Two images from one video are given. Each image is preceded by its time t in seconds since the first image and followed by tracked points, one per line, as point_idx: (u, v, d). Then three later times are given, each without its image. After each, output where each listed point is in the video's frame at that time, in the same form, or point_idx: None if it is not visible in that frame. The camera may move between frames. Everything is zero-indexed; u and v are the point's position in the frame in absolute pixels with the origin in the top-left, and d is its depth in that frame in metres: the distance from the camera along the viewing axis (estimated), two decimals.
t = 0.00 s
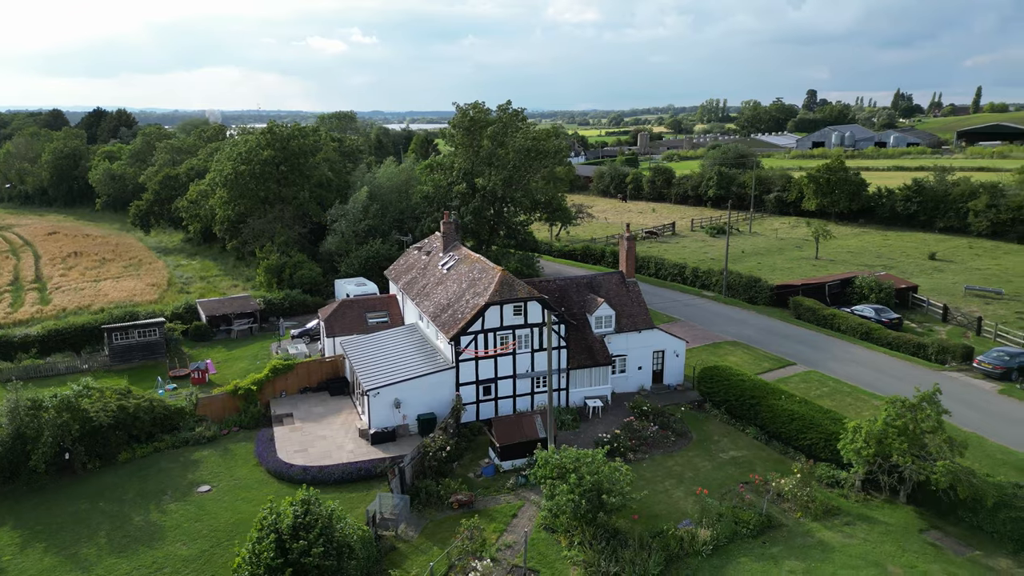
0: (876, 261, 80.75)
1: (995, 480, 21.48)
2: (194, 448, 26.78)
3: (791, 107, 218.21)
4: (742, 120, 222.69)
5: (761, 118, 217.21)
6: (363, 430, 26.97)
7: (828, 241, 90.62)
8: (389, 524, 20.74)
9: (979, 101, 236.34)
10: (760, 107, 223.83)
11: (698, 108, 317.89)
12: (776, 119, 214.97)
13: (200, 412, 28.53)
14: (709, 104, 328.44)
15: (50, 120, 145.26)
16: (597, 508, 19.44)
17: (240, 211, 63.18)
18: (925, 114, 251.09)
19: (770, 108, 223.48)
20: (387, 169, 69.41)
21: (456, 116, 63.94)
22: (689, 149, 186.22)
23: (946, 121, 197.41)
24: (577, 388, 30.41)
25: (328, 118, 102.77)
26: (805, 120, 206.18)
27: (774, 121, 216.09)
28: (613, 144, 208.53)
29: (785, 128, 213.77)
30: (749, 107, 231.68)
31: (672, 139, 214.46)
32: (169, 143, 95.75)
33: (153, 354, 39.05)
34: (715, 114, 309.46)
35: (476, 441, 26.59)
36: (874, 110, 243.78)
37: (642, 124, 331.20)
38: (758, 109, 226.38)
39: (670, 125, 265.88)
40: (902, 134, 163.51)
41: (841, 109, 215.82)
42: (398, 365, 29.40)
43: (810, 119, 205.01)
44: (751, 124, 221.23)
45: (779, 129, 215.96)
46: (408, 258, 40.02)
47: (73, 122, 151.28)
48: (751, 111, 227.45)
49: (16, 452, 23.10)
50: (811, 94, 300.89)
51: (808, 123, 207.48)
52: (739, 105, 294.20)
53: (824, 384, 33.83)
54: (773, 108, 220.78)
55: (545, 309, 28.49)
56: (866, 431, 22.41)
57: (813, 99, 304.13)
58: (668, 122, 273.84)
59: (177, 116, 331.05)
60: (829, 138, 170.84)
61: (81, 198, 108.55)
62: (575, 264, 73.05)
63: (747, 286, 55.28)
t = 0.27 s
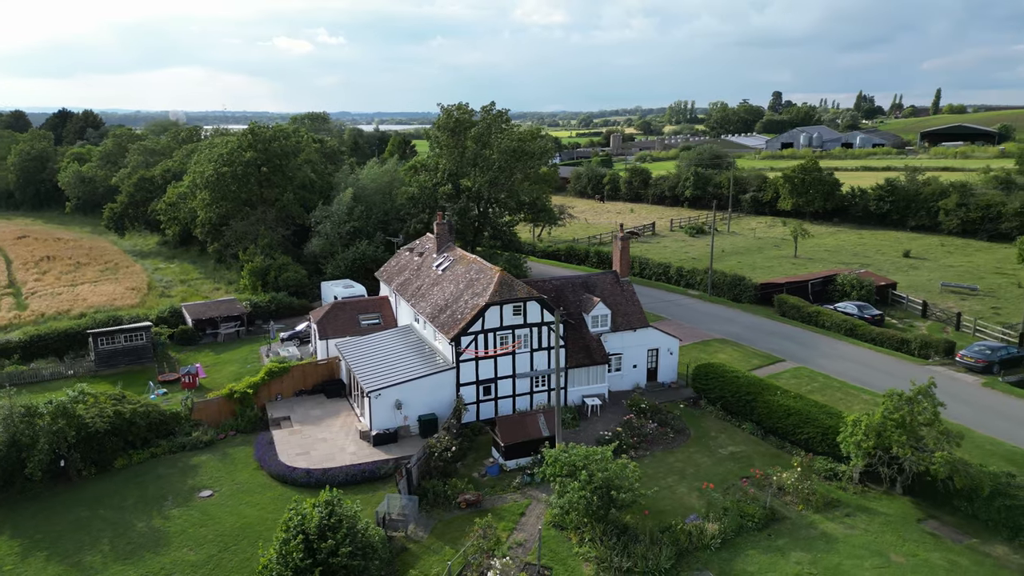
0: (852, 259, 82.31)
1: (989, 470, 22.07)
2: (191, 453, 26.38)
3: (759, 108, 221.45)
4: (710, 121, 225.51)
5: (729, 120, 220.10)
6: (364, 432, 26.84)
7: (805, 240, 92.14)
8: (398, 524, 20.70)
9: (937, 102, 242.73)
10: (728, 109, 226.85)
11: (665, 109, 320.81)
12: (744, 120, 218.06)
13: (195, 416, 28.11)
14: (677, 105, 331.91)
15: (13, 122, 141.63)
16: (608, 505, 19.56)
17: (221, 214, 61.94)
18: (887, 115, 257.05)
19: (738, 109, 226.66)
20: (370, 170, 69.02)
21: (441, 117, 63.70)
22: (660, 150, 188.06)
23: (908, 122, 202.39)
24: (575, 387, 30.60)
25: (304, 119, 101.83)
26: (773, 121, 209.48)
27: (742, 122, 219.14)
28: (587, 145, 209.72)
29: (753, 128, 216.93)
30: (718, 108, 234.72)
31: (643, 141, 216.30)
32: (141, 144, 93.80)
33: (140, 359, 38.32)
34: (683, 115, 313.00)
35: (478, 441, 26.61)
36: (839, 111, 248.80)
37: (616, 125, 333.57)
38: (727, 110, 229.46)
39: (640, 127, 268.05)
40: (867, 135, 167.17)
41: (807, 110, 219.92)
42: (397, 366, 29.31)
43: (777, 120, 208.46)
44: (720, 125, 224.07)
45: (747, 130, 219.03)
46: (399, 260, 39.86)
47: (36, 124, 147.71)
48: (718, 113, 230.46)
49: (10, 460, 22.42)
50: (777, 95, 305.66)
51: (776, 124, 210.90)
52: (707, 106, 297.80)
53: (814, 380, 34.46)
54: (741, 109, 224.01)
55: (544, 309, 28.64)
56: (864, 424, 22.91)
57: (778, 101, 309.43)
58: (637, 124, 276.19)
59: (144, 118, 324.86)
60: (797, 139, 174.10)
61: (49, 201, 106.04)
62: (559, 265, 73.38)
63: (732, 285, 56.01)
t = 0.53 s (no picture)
0: (828, 257, 83.81)
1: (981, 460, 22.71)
2: (188, 458, 26.02)
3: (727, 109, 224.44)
4: (680, 123, 227.91)
5: (698, 121, 222.54)
6: (365, 433, 26.74)
7: (783, 239, 93.55)
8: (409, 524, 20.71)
9: (898, 103, 248.56)
10: (698, 110, 229.49)
11: (634, 110, 323.17)
12: (713, 121, 220.72)
13: (191, 420, 27.76)
14: (646, 106, 334.82)
15: None
16: (618, 500, 19.82)
17: (202, 216, 60.70)
18: (852, 117, 262.47)
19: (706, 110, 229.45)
20: (353, 172, 68.59)
21: (426, 117, 62.82)
22: (633, 151, 189.61)
23: (872, 123, 206.96)
24: (573, 385, 30.75)
25: (280, 120, 100.70)
26: (741, 122, 212.42)
27: (711, 123, 221.62)
28: (563, 146, 210.51)
29: (722, 129, 219.75)
30: (687, 109, 237.29)
31: (615, 142, 217.77)
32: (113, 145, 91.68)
33: (127, 364, 37.63)
34: (652, 117, 315.99)
35: (480, 440, 26.68)
36: (806, 112, 253.27)
37: (590, 126, 335.45)
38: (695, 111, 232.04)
39: (609, 128, 269.87)
40: (834, 136, 170.48)
41: (775, 112, 223.46)
42: (395, 367, 29.24)
43: (745, 121, 211.49)
44: (689, 126, 226.57)
45: (716, 130, 221.64)
46: (391, 260, 39.69)
47: None
48: (687, 114, 232.90)
49: (5, 467, 21.99)
50: (744, 96, 309.89)
51: (744, 125, 213.93)
52: (676, 107, 300.86)
53: (803, 375, 35.15)
54: (710, 110, 226.84)
55: (543, 308, 28.78)
56: (862, 417, 23.44)
57: (745, 102, 314.05)
58: (608, 125, 278.16)
59: (110, 118, 317.94)
60: (766, 141, 177.31)
61: (17, 204, 103.48)
62: (544, 265, 73.69)
63: (716, 284, 56.73)
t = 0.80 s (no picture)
0: (806, 255, 85.18)
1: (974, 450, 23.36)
2: (187, 462, 25.64)
3: (696, 110, 226.87)
4: (649, 124, 229.84)
5: (668, 122, 224.55)
6: (366, 434, 26.62)
7: (761, 237, 94.82)
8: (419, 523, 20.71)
9: (861, 104, 253.83)
10: (667, 112, 231.73)
11: (605, 110, 325.12)
12: (684, 122, 222.87)
13: (187, 424, 27.36)
14: (615, 107, 337.29)
15: None
16: (628, 496, 20.01)
17: (184, 217, 59.74)
18: (819, 118, 267.47)
19: (674, 112, 232.01)
20: (336, 172, 68.04)
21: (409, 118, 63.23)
22: (607, 151, 190.81)
23: (838, 124, 211.06)
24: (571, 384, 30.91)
25: (256, 120, 99.40)
26: (711, 123, 214.91)
27: (682, 124, 223.80)
28: (539, 147, 210.94)
29: (691, 130, 222.18)
30: (658, 109, 239.41)
31: (587, 143, 218.84)
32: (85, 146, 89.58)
33: (113, 368, 36.72)
34: (620, 118, 318.45)
35: (482, 439, 26.71)
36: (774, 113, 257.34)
37: (564, 127, 336.69)
38: (663, 113, 234.29)
39: (579, 129, 271.16)
40: (803, 136, 173.53)
41: (744, 113, 226.65)
42: (394, 368, 29.13)
43: (715, 122, 214.15)
44: (659, 127, 228.54)
45: (685, 131, 223.89)
46: (382, 261, 39.47)
47: None
48: (657, 115, 234.83)
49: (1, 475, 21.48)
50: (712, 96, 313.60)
51: (714, 126, 216.58)
52: (647, 108, 303.56)
53: (793, 371, 35.79)
54: (678, 111, 229.31)
55: (541, 307, 28.92)
56: (859, 410, 23.97)
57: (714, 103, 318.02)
58: (579, 125, 278.92)
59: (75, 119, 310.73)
60: (737, 141, 179.87)
61: None
62: (528, 265, 73.86)
63: (701, 282, 57.39)
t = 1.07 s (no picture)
0: (785, 253, 86.56)
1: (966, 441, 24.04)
2: (185, 467, 25.25)
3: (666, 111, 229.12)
4: (620, 125, 231.27)
5: (639, 122, 226.20)
6: (367, 436, 26.49)
7: (740, 236, 96.03)
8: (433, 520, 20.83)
9: (825, 105, 258.61)
10: (638, 113, 233.38)
11: (573, 112, 326.92)
12: (654, 122, 224.72)
13: (183, 428, 26.93)
14: (585, 108, 339.23)
15: None
16: (637, 492, 20.25)
17: (165, 220, 58.67)
18: (784, 118, 272.11)
19: (644, 113, 233.81)
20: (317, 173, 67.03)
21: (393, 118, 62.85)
22: (580, 152, 191.53)
23: (804, 124, 215.04)
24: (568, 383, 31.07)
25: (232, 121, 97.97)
26: (680, 124, 217.12)
27: (652, 124, 225.74)
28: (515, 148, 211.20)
29: (662, 131, 224.22)
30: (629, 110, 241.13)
31: (560, 143, 219.19)
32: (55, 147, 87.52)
33: (100, 373, 35.97)
34: (590, 119, 320.20)
35: (484, 439, 26.76)
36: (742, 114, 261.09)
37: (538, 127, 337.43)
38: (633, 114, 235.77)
39: (551, 129, 271.69)
40: (772, 137, 176.41)
41: (712, 113, 229.41)
42: (393, 369, 28.98)
43: (684, 123, 216.49)
44: (630, 128, 229.92)
45: (655, 131, 225.89)
46: (374, 262, 39.17)
47: None
48: (627, 116, 236.34)
49: None
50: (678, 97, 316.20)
51: (683, 127, 218.92)
52: (617, 110, 306.09)
53: (783, 367, 36.37)
54: (648, 112, 231.24)
55: (540, 307, 29.04)
56: (856, 403, 24.52)
57: (680, 105, 321.46)
58: (551, 125, 279.95)
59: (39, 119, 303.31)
60: (708, 142, 182.10)
61: None
62: (512, 265, 73.98)
63: (686, 281, 58.03)
